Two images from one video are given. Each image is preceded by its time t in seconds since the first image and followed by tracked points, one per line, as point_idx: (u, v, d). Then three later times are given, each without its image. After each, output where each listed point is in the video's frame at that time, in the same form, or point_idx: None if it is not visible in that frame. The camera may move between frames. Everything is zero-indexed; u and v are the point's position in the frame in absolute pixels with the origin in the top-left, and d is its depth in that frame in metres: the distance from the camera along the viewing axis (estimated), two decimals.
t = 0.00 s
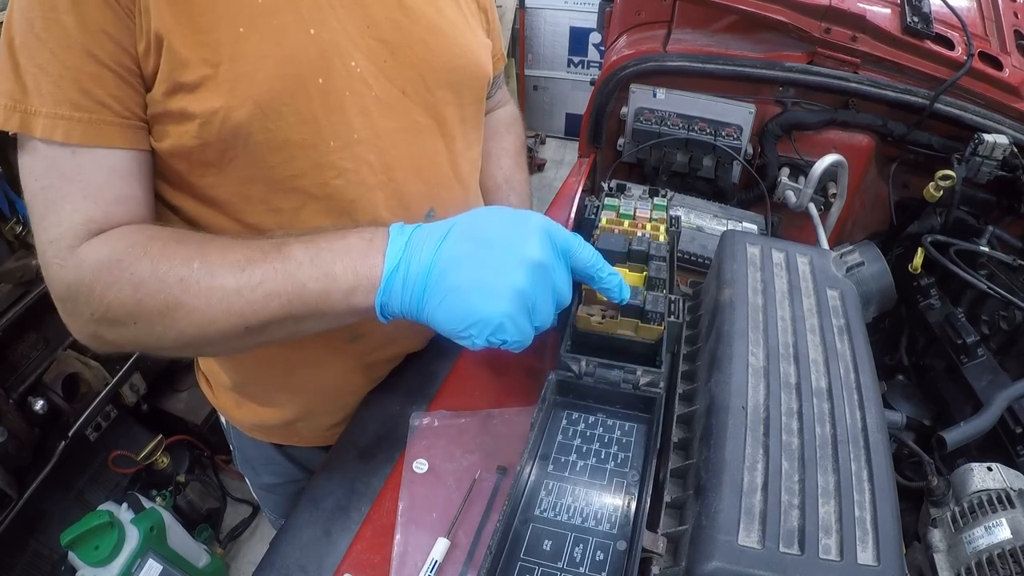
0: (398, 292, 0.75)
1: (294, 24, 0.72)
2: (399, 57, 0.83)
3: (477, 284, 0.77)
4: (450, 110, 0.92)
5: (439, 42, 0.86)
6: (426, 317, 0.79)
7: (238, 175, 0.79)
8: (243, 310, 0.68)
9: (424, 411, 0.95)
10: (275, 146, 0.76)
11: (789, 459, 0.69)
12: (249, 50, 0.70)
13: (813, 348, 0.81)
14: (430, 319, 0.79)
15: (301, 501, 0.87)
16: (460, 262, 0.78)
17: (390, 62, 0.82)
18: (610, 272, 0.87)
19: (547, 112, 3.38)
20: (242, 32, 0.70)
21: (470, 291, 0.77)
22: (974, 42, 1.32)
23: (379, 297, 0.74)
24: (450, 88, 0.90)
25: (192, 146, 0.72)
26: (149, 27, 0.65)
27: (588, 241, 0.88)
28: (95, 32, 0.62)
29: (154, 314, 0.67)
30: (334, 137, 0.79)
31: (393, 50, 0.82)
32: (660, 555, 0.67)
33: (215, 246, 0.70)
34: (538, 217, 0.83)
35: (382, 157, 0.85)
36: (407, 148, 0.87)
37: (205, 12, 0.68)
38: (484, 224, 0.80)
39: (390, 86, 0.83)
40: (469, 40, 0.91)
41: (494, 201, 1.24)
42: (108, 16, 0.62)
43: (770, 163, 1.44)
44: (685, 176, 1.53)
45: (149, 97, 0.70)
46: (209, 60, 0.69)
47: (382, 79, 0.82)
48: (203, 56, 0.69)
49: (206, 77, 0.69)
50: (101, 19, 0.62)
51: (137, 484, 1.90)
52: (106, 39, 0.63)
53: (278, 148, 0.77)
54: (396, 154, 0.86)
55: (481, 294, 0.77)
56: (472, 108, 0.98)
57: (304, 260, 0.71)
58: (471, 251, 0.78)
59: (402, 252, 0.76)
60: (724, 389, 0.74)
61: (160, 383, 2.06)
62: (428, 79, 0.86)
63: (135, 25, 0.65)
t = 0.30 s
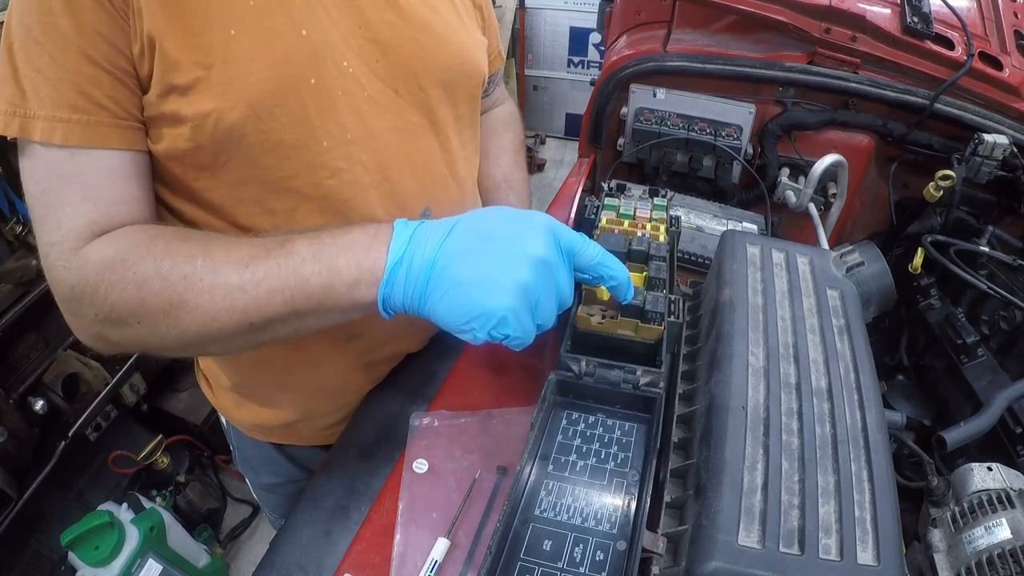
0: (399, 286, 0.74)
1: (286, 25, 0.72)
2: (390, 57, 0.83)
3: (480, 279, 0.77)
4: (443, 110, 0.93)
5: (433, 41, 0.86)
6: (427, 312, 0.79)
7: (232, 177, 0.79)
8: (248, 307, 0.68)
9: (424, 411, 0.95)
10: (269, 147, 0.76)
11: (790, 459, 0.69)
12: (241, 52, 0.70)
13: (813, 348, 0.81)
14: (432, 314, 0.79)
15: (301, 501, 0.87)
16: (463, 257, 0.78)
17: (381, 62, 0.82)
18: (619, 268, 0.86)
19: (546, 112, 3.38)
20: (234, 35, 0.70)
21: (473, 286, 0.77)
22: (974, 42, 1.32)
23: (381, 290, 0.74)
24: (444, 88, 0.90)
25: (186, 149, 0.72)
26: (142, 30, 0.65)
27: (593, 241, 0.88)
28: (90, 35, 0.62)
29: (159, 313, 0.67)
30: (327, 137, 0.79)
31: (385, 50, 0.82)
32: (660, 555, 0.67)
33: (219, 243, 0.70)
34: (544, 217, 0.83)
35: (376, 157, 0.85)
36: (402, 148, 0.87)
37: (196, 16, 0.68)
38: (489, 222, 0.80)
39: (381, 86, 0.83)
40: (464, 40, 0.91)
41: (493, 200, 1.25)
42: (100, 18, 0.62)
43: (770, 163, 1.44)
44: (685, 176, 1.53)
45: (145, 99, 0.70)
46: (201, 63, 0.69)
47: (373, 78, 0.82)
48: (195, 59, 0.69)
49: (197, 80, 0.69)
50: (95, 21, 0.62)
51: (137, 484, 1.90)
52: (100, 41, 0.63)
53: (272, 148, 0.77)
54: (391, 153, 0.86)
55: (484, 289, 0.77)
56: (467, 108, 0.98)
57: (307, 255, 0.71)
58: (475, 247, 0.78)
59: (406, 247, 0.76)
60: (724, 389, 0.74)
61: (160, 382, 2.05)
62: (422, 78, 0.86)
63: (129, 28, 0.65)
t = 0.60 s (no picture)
0: (399, 288, 0.74)
1: (284, 24, 0.73)
2: (389, 55, 0.83)
3: (480, 281, 0.77)
4: (443, 109, 0.93)
5: (432, 41, 0.86)
6: (428, 314, 0.79)
7: (230, 176, 0.79)
8: (247, 308, 0.68)
9: (424, 411, 0.95)
10: (267, 146, 0.76)
11: (789, 459, 0.69)
12: (239, 51, 0.70)
13: (813, 348, 0.81)
14: (432, 316, 0.79)
15: (301, 501, 0.87)
16: (464, 259, 0.78)
17: (380, 60, 0.83)
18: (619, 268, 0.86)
19: (547, 112, 3.38)
20: (232, 33, 0.70)
21: (474, 289, 0.77)
22: (974, 41, 1.32)
23: (381, 292, 0.74)
24: (443, 87, 0.90)
25: (184, 148, 0.72)
26: (139, 29, 0.65)
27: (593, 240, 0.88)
28: (86, 34, 0.62)
29: (157, 313, 0.67)
30: (326, 136, 0.79)
31: (384, 49, 0.82)
32: (660, 555, 0.67)
33: (218, 244, 0.70)
34: (544, 218, 0.83)
35: (376, 156, 0.85)
36: (402, 147, 0.88)
37: (195, 15, 0.68)
38: (490, 223, 0.81)
39: (380, 85, 0.84)
40: (463, 39, 0.91)
41: (493, 200, 1.25)
42: (97, 17, 0.63)
43: (770, 163, 1.44)
44: (685, 176, 1.53)
45: (142, 98, 0.70)
46: (199, 61, 0.69)
47: (372, 77, 0.83)
48: (193, 58, 0.69)
49: (195, 79, 0.69)
50: (91, 21, 0.62)
51: (137, 484, 1.89)
52: (96, 41, 0.63)
53: (270, 147, 0.77)
54: (390, 153, 0.86)
55: (484, 291, 0.77)
56: (467, 107, 0.98)
57: (308, 257, 0.71)
58: (476, 249, 0.78)
59: (406, 249, 0.76)
60: (724, 389, 0.74)
61: (160, 382, 2.06)
62: (421, 78, 0.86)
63: (126, 27, 0.65)
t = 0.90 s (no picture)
0: (398, 295, 0.75)
1: (286, 22, 0.73)
2: (391, 54, 0.83)
3: (479, 288, 0.77)
4: (447, 109, 0.93)
5: (434, 40, 0.86)
6: (427, 321, 0.79)
7: (231, 175, 0.79)
8: (245, 315, 0.68)
9: (424, 411, 0.95)
10: (267, 146, 0.76)
11: (790, 459, 0.69)
12: (241, 49, 0.70)
13: (813, 348, 0.81)
14: (432, 323, 0.79)
15: (301, 501, 0.87)
16: (462, 266, 0.78)
17: (383, 59, 0.82)
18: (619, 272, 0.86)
19: (547, 112, 3.38)
20: (234, 31, 0.70)
21: (472, 295, 0.77)
22: (974, 41, 1.32)
23: (380, 300, 0.74)
24: (445, 86, 0.90)
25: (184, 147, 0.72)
26: (139, 27, 0.65)
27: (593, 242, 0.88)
28: (85, 32, 0.62)
29: (152, 318, 0.67)
30: (327, 135, 0.79)
31: (386, 49, 0.82)
32: (660, 555, 0.67)
33: (215, 248, 0.70)
34: (542, 222, 0.83)
35: (377, 156, 0.85)
36: (403, 146, 0.88)
37: (196, 12, 0.68)
38: (488, 228, 0.80)
39: (383, 84, 0.83)
40: (465, 39, 0.91)
41: (494, 200, 1.25)
42: (97, 16, 0.63)
43: (770, 163, 1.44)
44: (685, 176, 1.53)
45: (142, 96, 0.70)
46: (200, 59, 0.69)
47: (375, 76, 0.82)
48: (195, 55, 0.69)
49: (197, 76, 0.69)
50: (91, 19, 0.62)
51: (137, 484, 1.90)
52: (96, 39, 0.63)
53: (271, 146, 0.77)
54: (391, 153, 0.86)
55: (483, 298, 0.77)
56: (468, 107, 0.98)
57: (305, 262, 0.71)
58: (473, 256, 0.78)
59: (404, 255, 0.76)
60: (724, 389, 0.74)
61: (160, 382, 2.06)
62: (424, 77, 0.86)
63: (125, 24, 0.65)
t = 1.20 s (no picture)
0: (456, 285, 0.71)
1: (301, 13, 0.72)
2: (401, 51, 0.83)
3: (544, 293, 0.74)
4: (454, 107, 0.93)
5: (442, 38, 0.86)
6: (481, 313, 0.76)
7: (233, 173, 0.79)
8: (290, 297, 0.63)
9: (424, 412, 0.95)
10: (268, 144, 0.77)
11: (789, 459, 0.69)
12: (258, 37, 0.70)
13: (813, 348, 0.81)
14: (485, 317, 0.76)
15: (301, 501, 0.87)
16: (530, 267, 0.74)
17: (392, 56, 0.82)
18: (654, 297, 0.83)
19: (546, 112, 3.38)
20: (251, 19, 0.69)
21: (535, 300, 0.74)
22: (974, 41, 1.32)
23: (436, 289, 0.70)
24: (453, 85, 0.90)
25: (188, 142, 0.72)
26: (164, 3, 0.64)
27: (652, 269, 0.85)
28: None
29: (185, 297, 0.61)
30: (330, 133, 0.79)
31: (395, 45, 0.82)
32: (660, 555, 0.67)
33: (258, 226, 0.65)
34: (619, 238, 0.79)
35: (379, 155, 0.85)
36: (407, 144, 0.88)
37: None
38: (562, 232, 0.77)
39: (391, 81, 0.83)
40: (472, 37, 0.91)
41: (497, 200, 1.25)
42: None
43: (770, 163, 1.44)
44: (685, 176, 1.52)
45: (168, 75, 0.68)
46: (217, 44, 0.68)
47: (383, 72, 0.82)
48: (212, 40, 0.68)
49: (212, 60, 0.68)
50: None
51: (137, 484, 1.90)
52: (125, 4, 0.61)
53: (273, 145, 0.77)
54: (393, 152, 0.86)
55: (546, 304, 0.74)
56: (475, 105, 0.98)
57: (355, 243, 0.66)
58: (544, 258, 0.75)
59: (467, 244, 0.72)
60: (724, 389, 0.74)
61: (160, 383, 2.06)
62: (431, 74, 0.86)
63: None
